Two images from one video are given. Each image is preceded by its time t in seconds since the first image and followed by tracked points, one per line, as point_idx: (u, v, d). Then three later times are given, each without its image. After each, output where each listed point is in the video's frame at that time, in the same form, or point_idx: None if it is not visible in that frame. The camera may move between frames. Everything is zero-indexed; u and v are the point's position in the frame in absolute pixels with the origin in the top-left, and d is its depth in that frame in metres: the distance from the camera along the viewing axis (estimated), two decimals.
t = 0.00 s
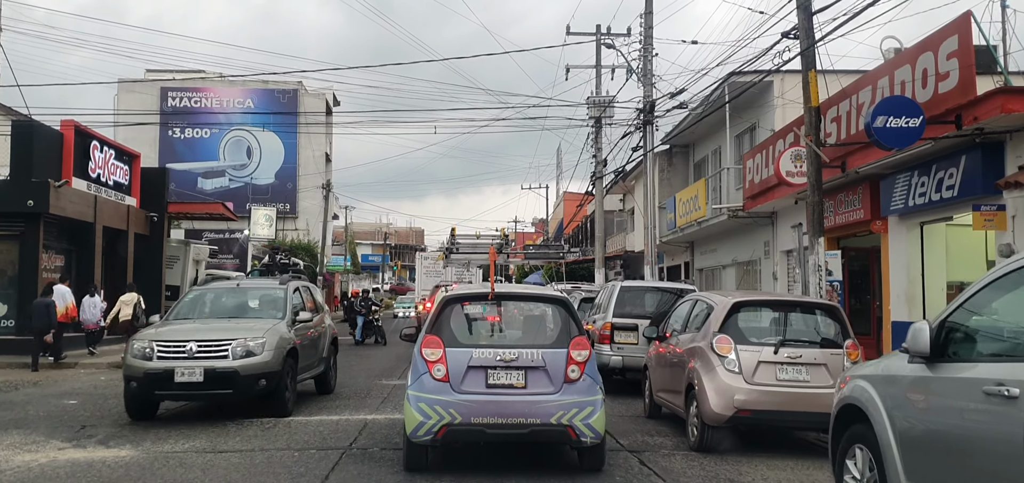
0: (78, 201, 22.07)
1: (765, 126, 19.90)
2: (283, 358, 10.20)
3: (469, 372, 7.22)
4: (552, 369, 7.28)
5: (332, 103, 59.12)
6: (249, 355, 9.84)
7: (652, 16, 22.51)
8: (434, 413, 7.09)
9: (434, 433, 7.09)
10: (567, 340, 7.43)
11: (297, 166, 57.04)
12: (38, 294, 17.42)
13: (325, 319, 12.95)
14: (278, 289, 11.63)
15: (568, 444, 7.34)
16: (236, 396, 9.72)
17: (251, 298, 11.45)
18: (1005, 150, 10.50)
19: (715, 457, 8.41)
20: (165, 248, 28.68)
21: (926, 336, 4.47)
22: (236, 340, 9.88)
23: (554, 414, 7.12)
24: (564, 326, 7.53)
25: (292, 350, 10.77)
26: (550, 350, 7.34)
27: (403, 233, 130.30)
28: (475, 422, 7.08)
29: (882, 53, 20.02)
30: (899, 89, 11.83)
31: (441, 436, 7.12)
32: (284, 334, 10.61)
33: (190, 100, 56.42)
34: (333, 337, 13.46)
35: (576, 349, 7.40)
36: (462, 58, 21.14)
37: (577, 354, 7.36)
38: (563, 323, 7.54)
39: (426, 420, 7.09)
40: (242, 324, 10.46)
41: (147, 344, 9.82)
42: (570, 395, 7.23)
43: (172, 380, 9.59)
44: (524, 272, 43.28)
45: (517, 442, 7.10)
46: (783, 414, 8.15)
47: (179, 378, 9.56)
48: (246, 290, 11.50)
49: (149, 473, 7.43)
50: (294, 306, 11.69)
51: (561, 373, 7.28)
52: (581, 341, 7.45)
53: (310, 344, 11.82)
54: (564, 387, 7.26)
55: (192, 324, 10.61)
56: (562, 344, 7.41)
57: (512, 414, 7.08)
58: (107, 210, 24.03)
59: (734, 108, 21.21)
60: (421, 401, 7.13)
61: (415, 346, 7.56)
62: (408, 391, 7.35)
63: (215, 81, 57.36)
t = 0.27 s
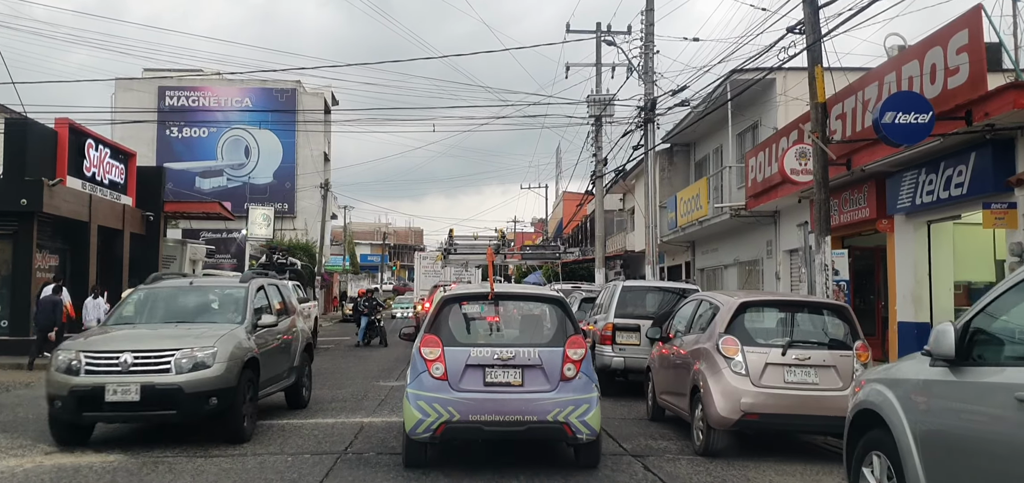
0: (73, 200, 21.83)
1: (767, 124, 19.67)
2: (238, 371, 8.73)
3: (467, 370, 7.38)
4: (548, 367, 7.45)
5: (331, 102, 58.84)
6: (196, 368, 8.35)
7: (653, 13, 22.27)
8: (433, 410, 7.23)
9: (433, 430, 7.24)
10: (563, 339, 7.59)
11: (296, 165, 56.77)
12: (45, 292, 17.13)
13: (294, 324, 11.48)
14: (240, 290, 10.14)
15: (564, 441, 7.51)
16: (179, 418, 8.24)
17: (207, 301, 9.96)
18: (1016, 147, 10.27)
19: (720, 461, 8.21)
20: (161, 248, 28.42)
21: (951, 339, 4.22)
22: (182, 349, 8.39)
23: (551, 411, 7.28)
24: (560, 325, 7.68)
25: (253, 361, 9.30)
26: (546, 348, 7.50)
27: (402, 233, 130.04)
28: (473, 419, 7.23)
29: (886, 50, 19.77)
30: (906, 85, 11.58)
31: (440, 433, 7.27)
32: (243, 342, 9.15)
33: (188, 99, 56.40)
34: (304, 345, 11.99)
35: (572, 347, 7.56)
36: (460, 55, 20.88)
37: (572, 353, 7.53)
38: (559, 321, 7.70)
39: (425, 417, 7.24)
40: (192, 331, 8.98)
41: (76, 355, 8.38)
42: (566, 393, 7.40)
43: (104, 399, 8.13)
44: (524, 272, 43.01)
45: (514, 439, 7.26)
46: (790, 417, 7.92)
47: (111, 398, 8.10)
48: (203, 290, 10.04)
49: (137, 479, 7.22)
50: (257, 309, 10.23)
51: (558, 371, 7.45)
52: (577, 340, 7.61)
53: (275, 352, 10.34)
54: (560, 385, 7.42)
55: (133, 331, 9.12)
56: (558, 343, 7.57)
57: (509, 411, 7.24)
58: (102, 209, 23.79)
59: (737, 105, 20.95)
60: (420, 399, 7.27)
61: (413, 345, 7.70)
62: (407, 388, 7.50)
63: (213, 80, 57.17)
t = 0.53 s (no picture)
0: (66, 200, 21.56)
1: (769, 123, 19.44)
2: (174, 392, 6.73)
3: (464, 369, 7.47)
4: (544, 366, 7.54)
5: (329, 102, 58.57)
6: (119, 390, 6.35)
7: (654, 10, 22.03)
8: (431, 409, 7.31)
9: (430, 428, 7.32)
10: (559, 338, 7.69)
11: (294, 165, 56.49)
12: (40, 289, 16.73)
13: (255, 328, 9.51)
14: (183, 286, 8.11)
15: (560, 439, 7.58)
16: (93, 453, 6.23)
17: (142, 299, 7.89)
18: None
19: (725, 466, 7.97)
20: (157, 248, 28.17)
21: (980, 341, 3.97)
22: (96, 367, 6.34)
23: (547, 409, 7.36)
24: (556, 325, 7.79)
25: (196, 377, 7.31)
26: (542, 348, 7.60)
27: (401, 234, 129.77)
28: (470, 418, 7.31)
29: (890, 48, 19.54)
30: (914, 81, 11.35)
31: (438, 432, 7.34)
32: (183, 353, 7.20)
33: (185, 99, 56.15)
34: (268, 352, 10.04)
35: (567, 346, 7.67)
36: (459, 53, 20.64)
37: (568, 352, 7.63)
38: (555, 321, 7.81)
39: (422, 416, 7.32)
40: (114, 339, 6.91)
41: None
42: (562, 391, 7.48)
43: None
44: (523, 273, 42.73)
45: (511, 437, 7.33)
46: (798, 420, 7.68)
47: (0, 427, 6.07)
48: (136, 287, 8.02)
49: None
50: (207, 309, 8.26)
51: (553, 369, 7.54)
52: (572, 339, 7.71)
53: (230, 364, 8.38)
54: (556, 383, 7.51)
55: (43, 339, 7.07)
56: (554, 342, 7.67)
57: (505, 410, 7.32)
58: (97, 209, 23.52)
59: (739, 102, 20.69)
60: (418, 398, 7.36)
61: (412, 346, 7.79)
62: (405, 388, 7.59)
63: (210, 80, 56.94)
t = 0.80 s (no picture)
0: (61, 198, 21.30)
1: (772, 120, 19.20)
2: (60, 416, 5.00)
3: (463, 368, 7.70)
4: (542, 365, 7.78)
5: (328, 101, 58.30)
6: None
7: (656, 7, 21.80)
8: (431, 406, 7.53)
9: (430, 425, 7.53)
10: (556, 338, 7.94)
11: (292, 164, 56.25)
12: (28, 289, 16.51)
13: (201, 335, 7.66)
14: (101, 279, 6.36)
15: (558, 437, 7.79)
16: None
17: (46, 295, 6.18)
18: None
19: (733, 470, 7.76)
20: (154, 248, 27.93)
21: (1015, 343, 3.74)
22: None
23: (544, 407, 7.59)
24: (554, 325, 8.04)
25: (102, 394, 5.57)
26: (540, 347, 7.84)
27: (400, 233, 129.48)
28: (469, 415, 7.53)
29: (895, 44, 19.29)
30: (923, 76, 11.11)
31: (437, 428, 7.56)
32: (84, 367, 5.42)
33: (183, 97, 55.85)
34: (221, 362, 8.19)
35: (565, 346, 7.91)
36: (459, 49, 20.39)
37: (565, 351, 7.87)
38: (553, 321, 8.06)
39: (422, 413, 7.54)
40: None
41: None
42: (560, 389, 7.72)
43: None
44: (522, 273, 42.48)
45: (509, 434, 7.54)
46: (807, 424, 7.43)
47: None
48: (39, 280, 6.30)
49: None
50: (130, 311, 6.45)
51: (551, 368, 7.78)
52: (569, 339, 7.95)
53: (160, 383, 6.54)
54: (554, 381, 7.74)
55: None
56: (551, 341, 7.92)
57: (503, 407, 7.54)
58: (92, 208, 23.26)
59: (742, 100, 20.43)
60: (418, 395, 7.58)
61: (412, 345, 8.04)
62: (406, 386, 7.81)
63: (209, 78, 56.71)
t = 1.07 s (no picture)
0: (54, 197, 21.01)
1: (775, 118, 18.94)
2: None
3: (461, 367, 7.85)
4: (538, 364, 7.93)
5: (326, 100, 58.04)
6: None
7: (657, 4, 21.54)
8: (430, 405, 7.68)
9: (428, 424, 7.69)
10: (553, 337, 8.09)
11: (291, 164, 56.00)
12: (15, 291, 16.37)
13: (105, 343, 5.69)
14: None
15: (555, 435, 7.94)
16: None
17: None
18: None
19: (740, 475, 7.52)
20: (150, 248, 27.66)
21: None
22: None
23: (542, 405, 7.73)
24: (551, 324, 8.19)
25: None
26: (537, 346, 7.99)
27: (399, 234, 129.23)
28: (467, 414, 7.68)
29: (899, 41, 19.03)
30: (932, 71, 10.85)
31: (435, 427, 7.72)
32: None
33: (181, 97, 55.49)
34: (140, 379, 6.24)
35: (562, 345, 8.06)
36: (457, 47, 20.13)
37: (562, 350, 8.02)
38: (550, 320, 8.21)
39: (421, 412, 7.70)
40: None
41: None
42: (557, 388, 7.87)
43: None
44: (521, 273, 42.21)
45: (507, 432, 7.69)
46: (817, 428, 7.18)
47: None
48: None
49: None
50: None
51: (548, 367, 7.93)
52: (566, 339, 8.10)
53: (26, 421, 4.51)
54: (551, 380, 7.89)
55: None
56: (549, 341, 8.06)
57: (500, 406, 7.69)
58: (87, 207, 22.97)
59: (744, 97, 20.16)
60: (416, 394, 7.74)
61: (411, 344, 8.18)
62: (405, 385, 7.96)
63: (207, 78, 56.45)
